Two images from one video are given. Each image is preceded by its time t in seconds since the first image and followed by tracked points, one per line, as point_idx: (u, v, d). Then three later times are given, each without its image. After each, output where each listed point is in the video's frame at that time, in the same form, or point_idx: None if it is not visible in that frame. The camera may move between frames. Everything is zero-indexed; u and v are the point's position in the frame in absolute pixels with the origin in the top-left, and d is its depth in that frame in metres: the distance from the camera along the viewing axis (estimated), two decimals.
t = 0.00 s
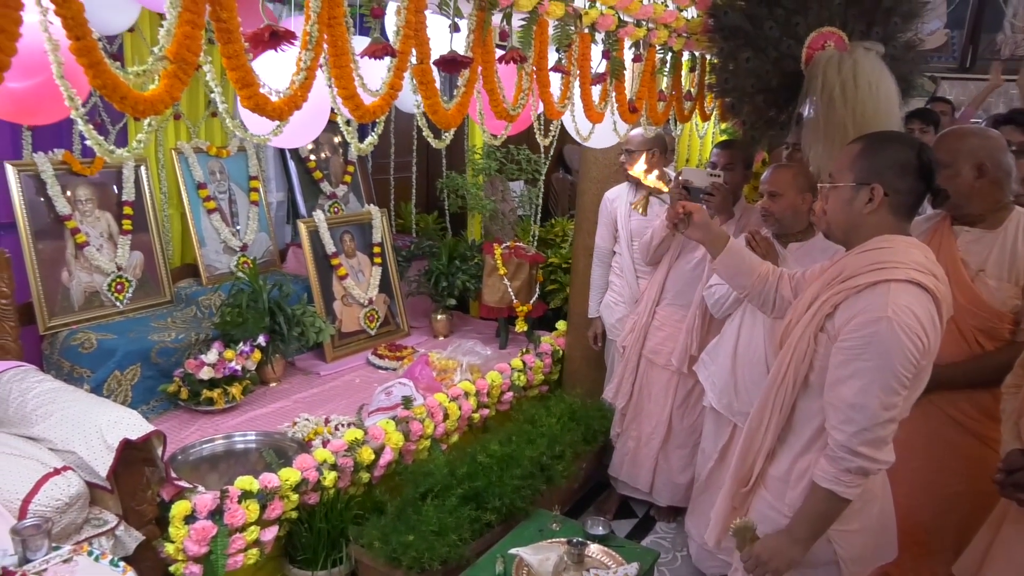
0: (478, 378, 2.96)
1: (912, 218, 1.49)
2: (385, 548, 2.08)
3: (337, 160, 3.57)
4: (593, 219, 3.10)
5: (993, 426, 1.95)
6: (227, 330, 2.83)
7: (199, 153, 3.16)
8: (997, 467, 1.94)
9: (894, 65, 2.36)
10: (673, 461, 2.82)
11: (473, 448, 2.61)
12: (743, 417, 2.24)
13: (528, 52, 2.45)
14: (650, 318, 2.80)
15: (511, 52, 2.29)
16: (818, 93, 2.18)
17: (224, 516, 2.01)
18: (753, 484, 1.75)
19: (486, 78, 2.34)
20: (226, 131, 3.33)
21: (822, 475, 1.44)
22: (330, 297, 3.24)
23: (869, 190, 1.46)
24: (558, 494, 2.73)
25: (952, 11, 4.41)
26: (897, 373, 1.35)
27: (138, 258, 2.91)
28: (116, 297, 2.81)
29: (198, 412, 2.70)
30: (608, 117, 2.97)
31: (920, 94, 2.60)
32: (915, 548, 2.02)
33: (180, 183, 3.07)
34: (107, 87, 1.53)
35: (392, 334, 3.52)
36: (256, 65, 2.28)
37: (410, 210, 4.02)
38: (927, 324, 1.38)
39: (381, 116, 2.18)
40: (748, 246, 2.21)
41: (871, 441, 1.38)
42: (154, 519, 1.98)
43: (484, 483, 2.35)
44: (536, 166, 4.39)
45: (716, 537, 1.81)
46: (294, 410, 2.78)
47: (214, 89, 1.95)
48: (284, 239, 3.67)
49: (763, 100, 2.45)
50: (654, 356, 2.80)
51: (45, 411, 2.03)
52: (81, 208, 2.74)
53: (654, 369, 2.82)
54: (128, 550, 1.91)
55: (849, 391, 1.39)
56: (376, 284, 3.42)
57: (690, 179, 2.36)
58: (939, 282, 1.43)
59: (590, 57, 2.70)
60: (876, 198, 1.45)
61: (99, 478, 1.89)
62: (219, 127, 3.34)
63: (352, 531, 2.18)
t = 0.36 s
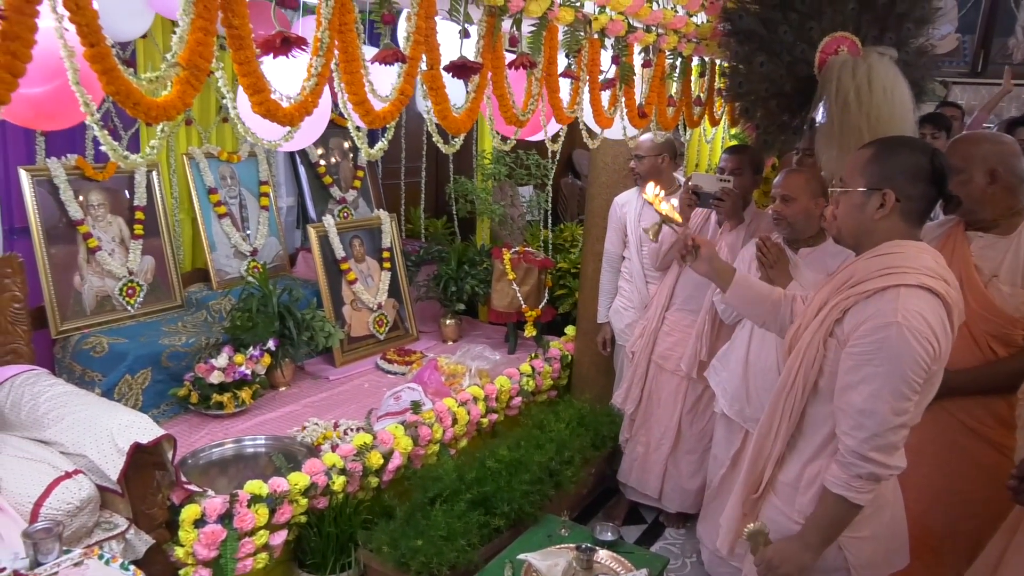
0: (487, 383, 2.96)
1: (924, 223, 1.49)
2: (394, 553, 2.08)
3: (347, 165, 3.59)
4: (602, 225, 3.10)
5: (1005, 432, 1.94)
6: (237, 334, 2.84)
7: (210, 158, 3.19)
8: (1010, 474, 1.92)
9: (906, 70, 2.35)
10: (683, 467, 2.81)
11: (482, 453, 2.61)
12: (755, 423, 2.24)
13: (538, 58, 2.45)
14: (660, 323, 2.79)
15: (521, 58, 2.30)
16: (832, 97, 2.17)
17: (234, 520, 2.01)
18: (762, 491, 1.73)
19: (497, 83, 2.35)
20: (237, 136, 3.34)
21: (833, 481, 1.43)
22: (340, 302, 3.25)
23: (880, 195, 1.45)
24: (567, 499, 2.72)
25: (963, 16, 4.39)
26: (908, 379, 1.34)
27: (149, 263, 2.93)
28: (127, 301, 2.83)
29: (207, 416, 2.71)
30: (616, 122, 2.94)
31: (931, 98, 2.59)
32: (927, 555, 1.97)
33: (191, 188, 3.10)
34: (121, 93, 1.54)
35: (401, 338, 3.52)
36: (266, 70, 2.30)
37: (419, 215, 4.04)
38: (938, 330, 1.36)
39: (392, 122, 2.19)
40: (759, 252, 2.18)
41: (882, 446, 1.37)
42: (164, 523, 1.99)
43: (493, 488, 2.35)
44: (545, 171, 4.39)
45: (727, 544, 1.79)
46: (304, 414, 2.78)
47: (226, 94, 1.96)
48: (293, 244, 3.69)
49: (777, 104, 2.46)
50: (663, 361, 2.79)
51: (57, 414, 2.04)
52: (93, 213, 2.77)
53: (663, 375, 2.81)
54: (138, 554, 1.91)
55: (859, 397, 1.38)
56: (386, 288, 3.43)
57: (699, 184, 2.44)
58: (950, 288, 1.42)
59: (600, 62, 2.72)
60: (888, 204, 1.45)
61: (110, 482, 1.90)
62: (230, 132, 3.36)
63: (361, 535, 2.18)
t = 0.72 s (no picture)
0: (495, 387, 2.96)
1: (934, 228, 1.48)
2: (401, 557, 2.08)
3: (356, 169, 3.61)
4: (612, 229, 3.10)
5: None
6: (246, 337, 2.85)
7: (221, 161, 3.20)
8: None
9: (915, 74, 2.34)
10: (691, 472, 2.81)
11: (490, 458, 2.60)
12: (765, 428, 2.23)
13: (548, 62, 2.46)
14: (669, 328, 2.79)
15: (530, 62, 2.30)
16: (839, 102, 2.17)
17: (242, 522, 2.01)
18: (772, 499, 1.74)
19: (506, 88, 2.35)
20: (247, 140, 3.36)
21: (844, 488, 1.42)
22: (349, 306, 3.26)
23: (890, 201, 1.44)
24: (574, 504, 2.72)
25: (974, 20, 4.36)
26: (916, 384, 1.33)
27: (160, 266, 2.95)
28: (138, 304, 2.84)
29: (217, 418, 2.69)
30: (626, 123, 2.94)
31: (942, 103, 2.58)
32: (938, 562, 1.98)
33: (201, 191, 3.11)
34: (134, 97, 1.55)
35: (410, 342, 3.53)
36: (278, 74, 2.37)
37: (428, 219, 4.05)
38: (948, 335, 1.35)
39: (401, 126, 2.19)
40: (770, 256, 2.16)
41: (893, 453, 1.36)
42: (174, 524, 2.00)
43: (501, 492, 2.35)
44: (554, 175, 4.40)
45: (737, 552, 1.81)
46: (313, 417, 2.79)
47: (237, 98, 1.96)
48: (303, 247, 3.71)
49: (784, 110, 2.45)
50: (672, 366, 2.78)
51: (68, 416, 2.05)
52: (105, 216, 2.79)
53: (672, 380, 2.81)
54: (147, 556, 1.93)
55: (868, 403, 1.38)
56: (394, 292, 3.44)
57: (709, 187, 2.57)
58: (961, 294, 1.41)
59: (610, 67, 2.69)
60: (898, 209, 1.44)
61: (121, 483, 1.91)
62: (240, 136, 3.38)
63: (369, 538, 2.19)
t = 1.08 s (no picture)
0: (505, 389, 2.96)
1: (952, 232, 1.47)
2: (411, 559, 2.08)
3: (367, 171, 3.62)
4: (622, 232, 3.10)
5: None
6: (257, 339, 2.87)
7: (233, 164, 3.22)
8: None
9: (926, 76, 2.33)
10: (702, 475, 2.80)
11: (499, 460, 2.59)
12: (778, 432, 2.22)
13: (559, 64, 2.46)
14: (680, 330, 2.78)
15: (541, 64, 2.30)
16: (847, 104, 2.17)
17: (253, 523, 2.02)
18: (790, 508, 1.73)
19: (517, 89, 2.35)
20: (259, 143, 3.38)
21: (866, 497, 1.41)
22: (359, 307, 3.27)
23: (910, 205, 1.43)
24: (584, 506, 2.72)
25: (988, 21, 4.32)
26: (945, 392, 1.31)
27: (173, 267, 2.97)
28: (150, 305, 2.86)
29: (228, 419, 2.72)
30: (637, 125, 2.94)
31: (956, 105, 2.56)
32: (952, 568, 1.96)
33: (213, 193, 3.13)
34: (147, 100, 1.57)
35: (420, 344, 3.53)
36: (291, 78, 2.41)
37: (438, 221, 4.07)
38: (975, 341, 1.34)
39: (412, 128, 2.20)
40: (781, 260, 2.16)
41: (917, 462, 1.34)
42: (185, 524, 2.01)
43: (511, 494, 2.35)
44: (564, 177, 4.40)
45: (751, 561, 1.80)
46: (323, 419, 2.80)
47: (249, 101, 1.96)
48: (314, 249, 3.72)
49: (792, 114, 2.43)
50: (683, 368, 2.77)
51: (81, 416, 2.07)
52: (118, 218, 2.81)
53: (683, 382, 2.80)
54: (159, 556, 1.95)
55: (894, 411, 1.36)
56: (405, 293, 3.45)
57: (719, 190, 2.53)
58: (985, 299, 1.40)
59: (621, 69, 2.70)
60: (918, 213, 1.43)
61: (133, 483, 1.92)
62: (252, 139, 3.39)
63: (379, 539, 2.19)
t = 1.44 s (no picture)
0: (509, 388, 2.96)
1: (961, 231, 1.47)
2: (415, 557, 2.07)
3: (371, 170, 3.62)
4: (626, 231, 3.11)
5: None
6: (263, 338, 2.86)
7: (237, 163, 3.22)
8: None
9: (932, 75, 2.32)
10: (707, 474, 2.80)
11: (503, 459, 2.59)
12: (783, 432, 2.23)
13: (564, 63, 2.45)
14: (684, 330, 2.78)
15: (546, 63, 2.30)
16: (851, 104, 2.17)
17: (258, 522, 2.02)
18: (802, 512, 1.72)
19: (521, 89, 2.35)
20: (263, 142, 3.38)
21: (887, 504, 1.41)
22: (363, 307, 3.27)
23: (920, 206, 1.43)
24: (589, 506, 2.72)
25: (993, 20, 4.30)
26: (960, 396, 1.31)
27: (177, 267, 2.98)
28: (155, 304, 2.87)
29: (233, 418, 2.73)
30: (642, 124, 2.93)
31: (963, 104, 2.55)
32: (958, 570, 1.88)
33: (218, 192, 3.14)
34: (153, 99, 1.57)
35: (424, 343, 3.54)
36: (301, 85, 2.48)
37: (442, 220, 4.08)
38: (987, 342, 1.35)
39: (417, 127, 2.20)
40: (786, 259, 2.17)
41: (938, 466, 1.35)
42: (190, 523, 2.01)
43: (515, 494, 2.34)
44: (568, 176, 4.40)
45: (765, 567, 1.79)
46: (328, 418, 2.80)
47: (254, 101, 1.96)
48: (318, 248, 3.72)
49: (796, 113, 2.43)
50: (687, 368, 2.77)
51: (86, 416, 2.07)
52: (122, 217, 2.81)
53: (687, 382, 2.79)
54: (164, 555, 1.94)
55: (910, 416, 1.36)
56: (409, 293, 3.45)
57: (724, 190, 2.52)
58: (994, 299, 1.41)
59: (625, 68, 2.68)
60: (929, 214, 1.43)
61: (138, 482, 1.92)
62: (256, 138, 3.39)
63: (383, 538, 2.19)
